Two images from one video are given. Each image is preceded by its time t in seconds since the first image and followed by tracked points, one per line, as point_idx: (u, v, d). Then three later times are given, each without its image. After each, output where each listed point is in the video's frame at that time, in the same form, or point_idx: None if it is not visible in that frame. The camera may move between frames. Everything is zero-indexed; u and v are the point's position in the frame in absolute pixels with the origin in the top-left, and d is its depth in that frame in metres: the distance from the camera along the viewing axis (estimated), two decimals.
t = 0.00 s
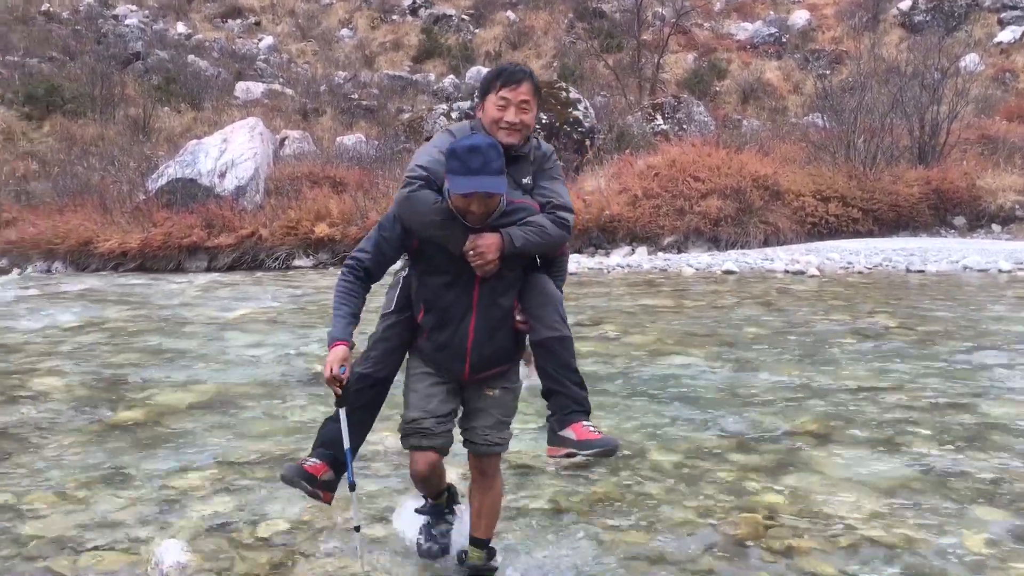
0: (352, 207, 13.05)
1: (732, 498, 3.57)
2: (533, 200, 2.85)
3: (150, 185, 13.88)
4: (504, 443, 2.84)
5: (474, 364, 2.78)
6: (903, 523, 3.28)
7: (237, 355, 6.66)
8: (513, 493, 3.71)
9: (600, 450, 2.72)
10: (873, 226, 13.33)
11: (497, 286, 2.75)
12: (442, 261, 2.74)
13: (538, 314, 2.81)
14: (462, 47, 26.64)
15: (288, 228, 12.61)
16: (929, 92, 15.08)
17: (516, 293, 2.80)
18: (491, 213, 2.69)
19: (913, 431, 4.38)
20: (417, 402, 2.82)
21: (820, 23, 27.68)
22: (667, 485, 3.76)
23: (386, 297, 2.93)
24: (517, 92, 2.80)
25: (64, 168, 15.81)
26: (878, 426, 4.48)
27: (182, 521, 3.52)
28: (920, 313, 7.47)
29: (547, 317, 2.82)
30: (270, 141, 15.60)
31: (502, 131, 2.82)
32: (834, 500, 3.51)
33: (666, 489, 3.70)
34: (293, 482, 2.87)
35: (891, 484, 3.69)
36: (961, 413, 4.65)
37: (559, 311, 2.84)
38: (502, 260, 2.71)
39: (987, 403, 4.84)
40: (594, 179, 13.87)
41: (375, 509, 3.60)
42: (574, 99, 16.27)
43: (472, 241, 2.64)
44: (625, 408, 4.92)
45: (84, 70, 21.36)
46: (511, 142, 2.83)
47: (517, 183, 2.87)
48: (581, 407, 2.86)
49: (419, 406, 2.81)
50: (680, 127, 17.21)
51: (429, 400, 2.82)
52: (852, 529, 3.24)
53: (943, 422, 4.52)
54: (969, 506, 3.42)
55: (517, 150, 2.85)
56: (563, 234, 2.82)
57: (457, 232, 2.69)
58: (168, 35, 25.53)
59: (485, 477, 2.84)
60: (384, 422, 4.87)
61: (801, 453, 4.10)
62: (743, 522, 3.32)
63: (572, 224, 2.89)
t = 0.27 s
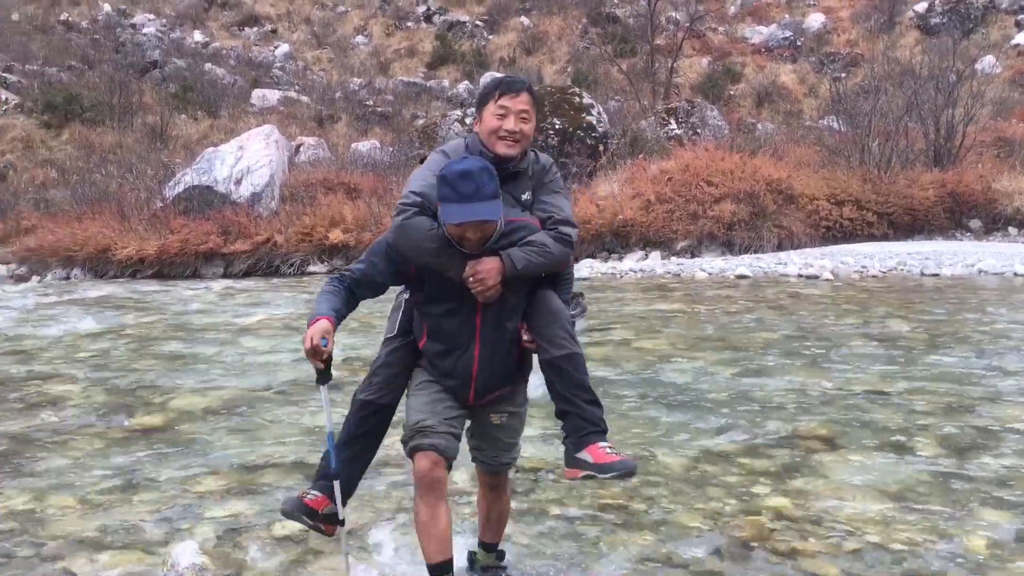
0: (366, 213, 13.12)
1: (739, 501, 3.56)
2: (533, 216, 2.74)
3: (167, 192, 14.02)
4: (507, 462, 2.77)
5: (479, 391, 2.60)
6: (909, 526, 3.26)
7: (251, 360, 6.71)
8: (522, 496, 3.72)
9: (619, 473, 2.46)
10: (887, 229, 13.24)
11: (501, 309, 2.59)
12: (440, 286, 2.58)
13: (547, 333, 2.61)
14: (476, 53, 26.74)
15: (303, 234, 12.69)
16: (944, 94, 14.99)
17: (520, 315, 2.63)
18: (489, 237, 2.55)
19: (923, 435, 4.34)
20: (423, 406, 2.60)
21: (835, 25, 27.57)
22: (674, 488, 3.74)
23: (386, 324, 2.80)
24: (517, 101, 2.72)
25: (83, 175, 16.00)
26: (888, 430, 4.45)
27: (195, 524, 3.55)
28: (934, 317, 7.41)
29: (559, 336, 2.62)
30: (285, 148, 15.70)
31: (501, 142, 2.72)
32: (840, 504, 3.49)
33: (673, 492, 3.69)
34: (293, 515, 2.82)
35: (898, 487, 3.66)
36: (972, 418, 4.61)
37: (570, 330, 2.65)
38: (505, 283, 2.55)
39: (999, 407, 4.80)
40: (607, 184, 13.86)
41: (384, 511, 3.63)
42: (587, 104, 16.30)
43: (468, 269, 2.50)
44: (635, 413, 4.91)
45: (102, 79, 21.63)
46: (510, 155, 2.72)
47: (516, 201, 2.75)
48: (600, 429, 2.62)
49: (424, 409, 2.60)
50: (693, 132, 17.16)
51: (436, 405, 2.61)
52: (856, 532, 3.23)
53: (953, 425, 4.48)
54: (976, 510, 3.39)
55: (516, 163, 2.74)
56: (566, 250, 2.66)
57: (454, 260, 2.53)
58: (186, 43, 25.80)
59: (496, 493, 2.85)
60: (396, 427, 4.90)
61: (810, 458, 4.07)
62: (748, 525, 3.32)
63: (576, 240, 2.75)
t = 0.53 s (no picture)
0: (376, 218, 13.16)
1: (730, 498, 3.56)
2: (494, 215, 2.63)
3: (179, 197, 14.15)
4: (512, 488, 2.67)
5: (456, 407, 2.48)
6: (896, 522, 3.26)
7: (258, 361, 6.75)
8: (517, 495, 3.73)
9: (614, 482, 2.42)
10: (896, 235, 13.20)
11: (467, 318, 2.48)
12: (402, 300, 2.50)
13: (521, 336, 2.50)
14: (489, 58, 26.82)
15: (313, 238, 12.72)
16: (954, 100, 14.94)
17: (492, 318, 2.52)
18: (438, 241, 2.47)
19: (919, 436, 4.33)
20: (400, 439, 2.51)
21: (848, 32, 27.48)
22: (668, 486, 3.74)
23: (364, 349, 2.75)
24: (473, 95, 2.63)
25: (98, 180, 16.17)
26: (884, 430, 4.43)
27: (197, 519, 3.57)
28: (939, 321, 7.37)
29: (533, 339, 2.50)
30: (298, 153, 15.78)
31: (458, 139, 2.63)
32: (830, 501, 3.49)
33: (666, 490, 3.69)
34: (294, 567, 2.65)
35: (889, 485, 3.65)
36: (970, 420, 4.59)
37: (546, 329, 2.53)
38: (466, 287, 2.45)
39: (998, 409, 4.77)
40: (616, 189, 13.88)
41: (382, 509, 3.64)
42: (597, 110, 16.34)
43: (422, 276, 2.41)
44: (635, 414, 4.91)
45: (118, 84, 21.85)
46: (468, 152, 2.63)
47: (476, 200, 2.66)
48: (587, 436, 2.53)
49: (401, 442, 2.50)
50: (704, 137, 17.14)
51: (412, 437, 2.51)
52: (844, 527, 3.23)
53: (950, 427, 4.46)
54: (965, 508, 3.38)
55: (475, 161, 2.65)
56: (531, 245, 2.55)
57: (409, 270, 2.46)
58: (201, 49, 26.03)
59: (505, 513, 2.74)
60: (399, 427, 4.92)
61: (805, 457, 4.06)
62: (737, 520, 3.32)
63: (543, 235, 2.63)
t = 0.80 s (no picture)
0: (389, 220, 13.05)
1: (720, 497, 3.60)
2: (452, 186, 2.61)
3: (193, 199, 14.29)
4: (483, 472, 2.52)
5: (423, 384, 2.50)
6: (880, 522, 3.30)
7: (267, 361, 6.80)
8: (513, 493, 3.76)
9: (562, 461, 2.42)
10: (905, 239, 13.13)
11: (428, 293, 2.49)
12: (360, 279, 2.52)
13: (484, 312, 2.50)
14: (503, 61, 26.85)
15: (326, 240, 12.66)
16: (966, 104, 14.86)
17: (455, 293, 2.51)
18: (385, 215, 2.47)
19: (913, 437, 4.33)
20: (381, 440, 2.61)
21: (863, 35, 27.34)
22: (661, 484, 3.78)
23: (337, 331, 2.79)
24: (422, 70, 2.62)
25: (113, 182, 16.33)
26: (878, 432, 4.43)
27: (201, 512, 3.61)
28: (943, 324, 7.35)
29: (494, 314, 2.50)
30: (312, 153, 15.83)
31: (410, 117, 2.61)
32: (816, 501, 3.53)
33: (659, 488, 3.72)
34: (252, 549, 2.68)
35: (877, 487, 3.68)
36: (965, 421, 4.59)
37: (508, 305, 2.52)
38: (420, 261, 2.46)
39: (995, 412, 4.76)
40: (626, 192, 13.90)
41: (381, 505, 3.67)
42: (609, 113, 16.36)
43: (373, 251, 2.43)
44: (635, 414, 4.92)
45: (134, 86, 22.04)
46: (421, 128, 2.61)
47: (434, 173, 2.64)
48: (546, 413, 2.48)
49: (383, 444, 2.61)
50: (716, 141, 17.08)
51: (393, 437, 2.60)
52: (831, 527, 3.28)
53: (944, 429, 4.46)
54: (950, 509, 3.41)
55: (429, 135, 2.62)
56: (489, 216, 2.53)
57: (361, 245, 2.48)
58: (217, 52, 26.20)
59: (471, 511, 2.56)
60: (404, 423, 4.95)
61: (798, 456, 4.10)
62: (725, 518, 3.37)
63: (503, 204, 2.60)
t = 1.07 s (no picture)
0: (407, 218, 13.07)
1: (732, 489, 3.62)
2: (436, 185, 2.66)
3: (215, 197, 14.45)
4: (448, 462, 2.44)
5: (403, 384, 2.51)
6: (891, 515, 3.31)
7: (288, 356, 6.88)
8: (526, 485, 3.80)
9: (517, 468, 2.28)
10: (925, 237, 13.04)
11: (407, 294, 2.50)
12: (344, 278, 2.56)
13: (464, 313, 2.50)
14: (522, 58, 26.85)
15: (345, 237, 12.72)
16: (987, 100, 14.70)
17: (435, 294, 2.51)
18: (359, 211, 2.49)
19: (926, 432, 4.33)
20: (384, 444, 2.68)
21: (885, 31, 27.08)
22: (673, 477, 3.81)
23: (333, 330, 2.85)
24: (410, 71, 2.69)
25: (136, 180, 16.54)
26: (891, 427, 4.43)
27: (221, 501, 3.69)
28: (962, 322, 7.30)
29: (473, 317, 2.50)
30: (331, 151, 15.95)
31: (399, 117, 2.69)
32: (827, 494, 3.54)
33: (671, 481, 3.75)
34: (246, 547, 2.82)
35: (888, 480, 3.69)
36: (980, 417, 4.57)
37: (487, 308, 2.51)
38: (398, 261, 2.46)
39: (1010, 408, 4.74)
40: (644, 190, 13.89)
41: (397, 495, 3.72)
42: (627, 110, 16.31)
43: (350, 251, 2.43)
44: (649, 408, 4.94)
45: (157, 85, 22.29)
46: (409, 128, 2.70)
47: (421, 173, 2.74)
48: (518, 421, 2.44)
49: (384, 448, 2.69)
50: (734, 138, 17.02)
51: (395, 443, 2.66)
52: (839, 518, 3.30)
53: (958, 424, 4.45)
54: (961, 503, 3.41)
55: (417, 135, 2.72)
56: (468, 216, 2.54)
57: (340, 245, 2.52)
58: (238, 51, 26.42)
59: (426, 494, 2.40)
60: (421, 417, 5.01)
61: (810, 451, 4.10)
62: (735, 510, 3.40)
63: (485, 203, 2.60)
